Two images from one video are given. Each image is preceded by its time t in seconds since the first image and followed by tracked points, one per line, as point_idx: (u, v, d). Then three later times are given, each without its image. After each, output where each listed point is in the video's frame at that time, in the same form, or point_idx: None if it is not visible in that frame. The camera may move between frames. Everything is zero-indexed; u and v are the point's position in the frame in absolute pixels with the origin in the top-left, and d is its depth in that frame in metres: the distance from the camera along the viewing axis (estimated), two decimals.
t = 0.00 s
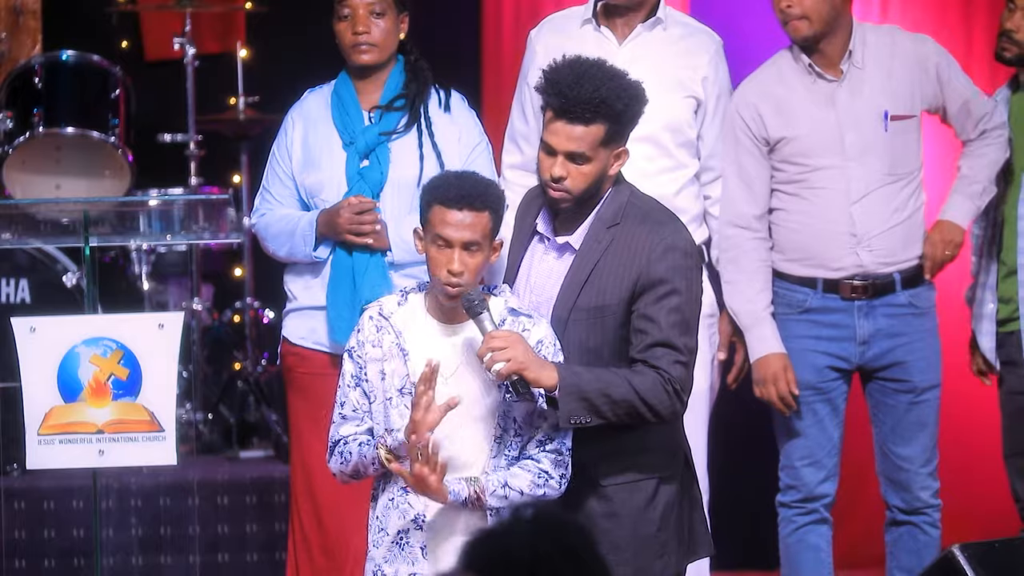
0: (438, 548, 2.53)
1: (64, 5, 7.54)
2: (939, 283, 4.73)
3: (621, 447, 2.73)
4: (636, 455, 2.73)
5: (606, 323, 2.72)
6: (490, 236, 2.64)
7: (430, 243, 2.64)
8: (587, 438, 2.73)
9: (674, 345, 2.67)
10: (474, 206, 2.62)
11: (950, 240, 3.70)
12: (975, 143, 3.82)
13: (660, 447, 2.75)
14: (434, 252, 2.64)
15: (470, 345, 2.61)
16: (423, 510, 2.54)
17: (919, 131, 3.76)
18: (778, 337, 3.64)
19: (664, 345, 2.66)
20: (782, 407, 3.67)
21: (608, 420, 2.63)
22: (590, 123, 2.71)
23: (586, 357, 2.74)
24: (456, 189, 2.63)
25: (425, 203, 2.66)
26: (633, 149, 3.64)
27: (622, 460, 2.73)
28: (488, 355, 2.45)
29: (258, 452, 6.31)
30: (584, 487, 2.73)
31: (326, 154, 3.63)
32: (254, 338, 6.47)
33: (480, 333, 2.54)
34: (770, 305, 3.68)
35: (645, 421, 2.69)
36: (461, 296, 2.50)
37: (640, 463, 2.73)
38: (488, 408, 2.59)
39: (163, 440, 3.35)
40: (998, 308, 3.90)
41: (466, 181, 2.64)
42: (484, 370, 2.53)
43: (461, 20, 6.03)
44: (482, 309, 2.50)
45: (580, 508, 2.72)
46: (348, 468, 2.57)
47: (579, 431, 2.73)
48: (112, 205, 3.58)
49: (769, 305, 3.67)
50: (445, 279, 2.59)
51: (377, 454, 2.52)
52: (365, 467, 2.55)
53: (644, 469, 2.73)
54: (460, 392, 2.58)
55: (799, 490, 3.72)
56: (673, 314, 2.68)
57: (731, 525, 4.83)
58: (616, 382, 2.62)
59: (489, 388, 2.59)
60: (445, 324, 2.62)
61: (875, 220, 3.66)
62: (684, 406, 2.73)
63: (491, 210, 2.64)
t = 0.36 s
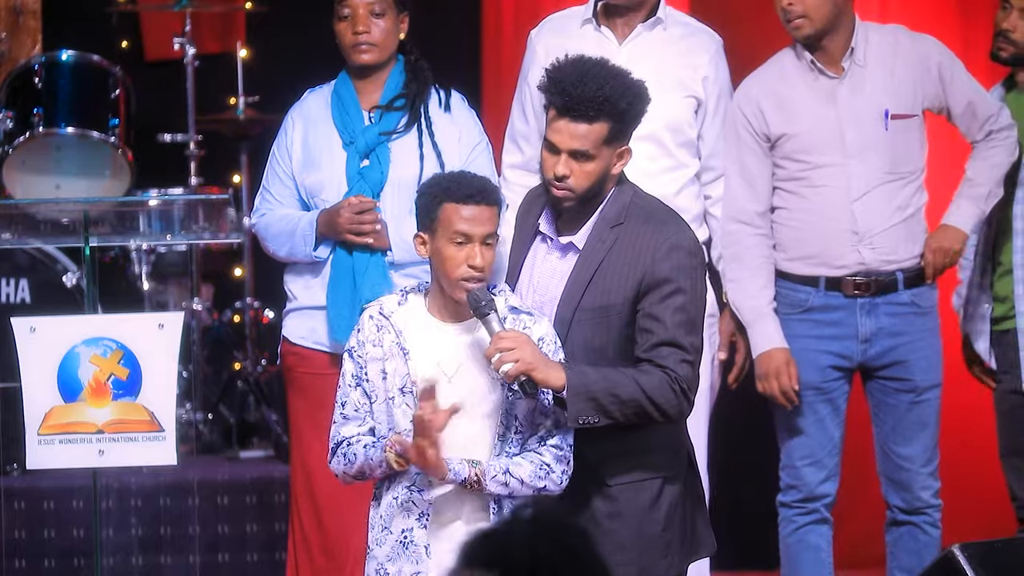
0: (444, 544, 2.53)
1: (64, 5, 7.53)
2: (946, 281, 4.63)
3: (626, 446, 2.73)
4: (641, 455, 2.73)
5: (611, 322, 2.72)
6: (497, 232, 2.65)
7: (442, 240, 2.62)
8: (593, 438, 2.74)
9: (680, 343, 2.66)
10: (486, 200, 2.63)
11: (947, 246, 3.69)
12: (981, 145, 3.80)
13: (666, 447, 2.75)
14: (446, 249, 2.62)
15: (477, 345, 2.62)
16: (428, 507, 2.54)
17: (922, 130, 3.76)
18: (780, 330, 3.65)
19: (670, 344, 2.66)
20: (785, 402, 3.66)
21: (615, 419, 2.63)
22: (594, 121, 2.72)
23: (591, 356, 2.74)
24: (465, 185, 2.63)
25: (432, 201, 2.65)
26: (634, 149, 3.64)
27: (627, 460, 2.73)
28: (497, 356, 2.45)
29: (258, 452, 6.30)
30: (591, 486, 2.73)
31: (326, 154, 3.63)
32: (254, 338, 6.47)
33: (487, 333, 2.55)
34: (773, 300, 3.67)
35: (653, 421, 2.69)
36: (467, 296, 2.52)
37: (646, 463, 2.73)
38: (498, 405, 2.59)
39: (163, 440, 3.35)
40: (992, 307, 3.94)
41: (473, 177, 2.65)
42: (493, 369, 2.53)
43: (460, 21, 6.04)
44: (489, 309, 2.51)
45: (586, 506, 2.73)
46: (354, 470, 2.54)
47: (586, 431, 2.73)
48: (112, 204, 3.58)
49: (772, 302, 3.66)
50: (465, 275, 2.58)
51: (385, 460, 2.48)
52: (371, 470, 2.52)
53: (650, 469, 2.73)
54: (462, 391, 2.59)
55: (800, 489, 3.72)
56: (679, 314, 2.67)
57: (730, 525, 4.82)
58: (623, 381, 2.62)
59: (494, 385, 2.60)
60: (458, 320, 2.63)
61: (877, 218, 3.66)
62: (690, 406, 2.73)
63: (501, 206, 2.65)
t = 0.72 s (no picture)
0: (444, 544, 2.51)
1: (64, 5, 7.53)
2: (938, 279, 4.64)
3: (632, 441, 2.74)
4: (647, 450, 2.74)
5: (615, 316, 2.72)
6: (481, 229, 2.64)
7: (424, 239, 2.65)
8: (599, 434, 2.74)
9: (685, 337, 2.68)
10: (464, 198, 2.64)
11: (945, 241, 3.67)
12: (987, 145, 3.79)
13: (669, 441, 2.76)
14: (429, 248, 2.65)
15: (488, 341, 2.61)
16: (426, 507, 2.53)
17: (921, 131, 3.76)
18: (771, 326, 3.63)
19: (676, 337, 2.67)
20: (774, 398, 3.64)
21: (623, 414, 2.64)
22: (596, 113, 2.72)
23: (594, 353, 2.74)
24: (445, 184, 2.65)
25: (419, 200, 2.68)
26: (633, 148, 3.64)
27: (633, 455, 2.73)
28: (507, 352, 2.45)
29: (258, 452, 6.29)
30: (596, 483, 2.73)
31: (326, 153, 3.64)
32: (254, 338, 6.48)
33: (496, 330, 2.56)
34: (765, 296, 3.67)
35: (660, 414, 2.70)
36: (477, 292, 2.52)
37: (651, 458, 2.74)
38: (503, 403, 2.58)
39: (162, 440, 3.37)
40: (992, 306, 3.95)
41: (456, 176, 2.67)
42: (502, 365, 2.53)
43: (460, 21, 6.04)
44: (498, 305, 2.52)
45: (592, 503, 2.71)
46: (346, 461, 2.59)
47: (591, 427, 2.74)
48: (112, 204, 3.59)
49: (765, 297, 3.66)
50: (440, 274, 2.59)
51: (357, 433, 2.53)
52: (358, 455, 2.57)
53: (655, 463, 2.74)
54: (464, 390, 2.59)
55: (798, 489, 3.72)
56: (684, 307, 2.69)
57: (729, 525, 4.82)
58: (631, 376, 2.63)
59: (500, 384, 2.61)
60: (447, 320, 2.62)
61: (873, 217, 3.66)
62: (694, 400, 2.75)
63: (482, 203, 2.65)
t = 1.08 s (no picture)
0: (447, 546, 2.51)
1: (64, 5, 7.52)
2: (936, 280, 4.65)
3: (633, 438, 2.74)
4: (648, 446, 2.74)
5: (614, 313, 2.72)
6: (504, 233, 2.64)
7: (448, 240, 2.61)
8: (600, 430, 2.74)
9: (683, 331, 2.69)
10: (492, 200, 2.62)
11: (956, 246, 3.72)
12: (989, 141, 3.80)
13: (669, 437, 2.77)
14: (452, 249, 2.61)
15: (490, 341, 2.62)
16: (429, 509, 2.53)
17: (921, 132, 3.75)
18: (773, 328, 3.65)
19: (674, 331, 2.69)
20: (775, 399, 3.65)
21: (626, 412, 2.65)
22: (591, 108, 2.73)
23: (593, 350, 2.74)
24: (470, 184, 2.63)
25: (437, 202, 2.64)
26: (634, 149, 3.65)
27: (635, 452, 2.73)
28: (513, 357, 2.45)
29: (258, 452, 6.29)
30: (598, 480, 2.73)
31: (326, 153, 3.64)
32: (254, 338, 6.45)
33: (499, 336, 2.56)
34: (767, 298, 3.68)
35: (660, 412, 2.71)
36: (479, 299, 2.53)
37: (652, 454, 2.74)
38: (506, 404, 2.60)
39: (163, 440, 3.37)
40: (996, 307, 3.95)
41: (478, 177, 2.65)
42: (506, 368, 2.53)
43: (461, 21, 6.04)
44: (501, 312, 2.53)
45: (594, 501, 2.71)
46: (353, 464, 2.56)
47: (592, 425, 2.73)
48: (112, 204, 3.59)
49: (766, 299, 3.67)
50: (472, 275, 2.56)
51: (374, 438, 2.50)
52: (367, 459, 2.53)
53: (656, 459, 2.74)
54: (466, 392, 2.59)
55: (797, 489, 3.72)
56: (681, 301, 2.70)
57: (730, 524, 4.83)
58: (632, 374, 2.64)
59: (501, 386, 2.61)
60: (461, 317, 2.62)
61: (873, 218, 3.65)
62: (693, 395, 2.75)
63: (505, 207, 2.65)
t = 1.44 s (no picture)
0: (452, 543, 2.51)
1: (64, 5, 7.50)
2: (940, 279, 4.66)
3: (635, 438, 2.74)
4: (649, 445, 2.75)
5: (611, 312, 2.73)
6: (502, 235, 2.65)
7: (445, 241, 2.62)
8: (601, 431, 2.74)
9: (683, 328, 2.70)
10: (489, 201, 2.64)
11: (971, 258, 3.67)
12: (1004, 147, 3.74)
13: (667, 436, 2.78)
14: (449, 250, 2.62)
15: (493, 335, 2.62)
16: (435, 507, 2.54)
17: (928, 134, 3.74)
18: (777, 325, 3.65)
19: (674, 329, 2.69)
20: (779, 397, 3.66)
21: (632, 410, 2.66)
22: (579, 109, 2.74)
23: (591, 351, 2.74)
24: (468, 186, 2.65)
25: (436, 202, 2.66)
26: (634, 148, 3.65)
27: (637, 451, 2.74)
28: (525, 357, 2.44)
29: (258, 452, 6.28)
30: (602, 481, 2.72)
31: (326, 153, 3.64)
32: (254, 338, 6.45)
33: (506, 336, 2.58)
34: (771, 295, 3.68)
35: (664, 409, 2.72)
36: (488, 302, 2.53)
37: (652, 452, 2.75)
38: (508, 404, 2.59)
39: (163, 440, 3.39)
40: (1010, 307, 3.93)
41: (476, 179, 2.66)
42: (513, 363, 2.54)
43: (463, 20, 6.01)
44: (510, 314, 2.54)
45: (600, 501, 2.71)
46: (361, 467, 2.55)
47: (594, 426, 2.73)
48: (113, 204, 3.60)
49: (770, 296, 3.67)
50: (467, 276, 2.57)
51: (380, 437, 2.49)
52: (375, 460, 2.52)
53: (657, 458, 2.75)
54: (467, 389, 2.58)
55: (800, 489, 3.72)
56: (679, 299, 2.70)
57: (733, 524, 4.84)
58: (639, 372, 2.64)
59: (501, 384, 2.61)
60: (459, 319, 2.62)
61: (878, 218, 3.65)
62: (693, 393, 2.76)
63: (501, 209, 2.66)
